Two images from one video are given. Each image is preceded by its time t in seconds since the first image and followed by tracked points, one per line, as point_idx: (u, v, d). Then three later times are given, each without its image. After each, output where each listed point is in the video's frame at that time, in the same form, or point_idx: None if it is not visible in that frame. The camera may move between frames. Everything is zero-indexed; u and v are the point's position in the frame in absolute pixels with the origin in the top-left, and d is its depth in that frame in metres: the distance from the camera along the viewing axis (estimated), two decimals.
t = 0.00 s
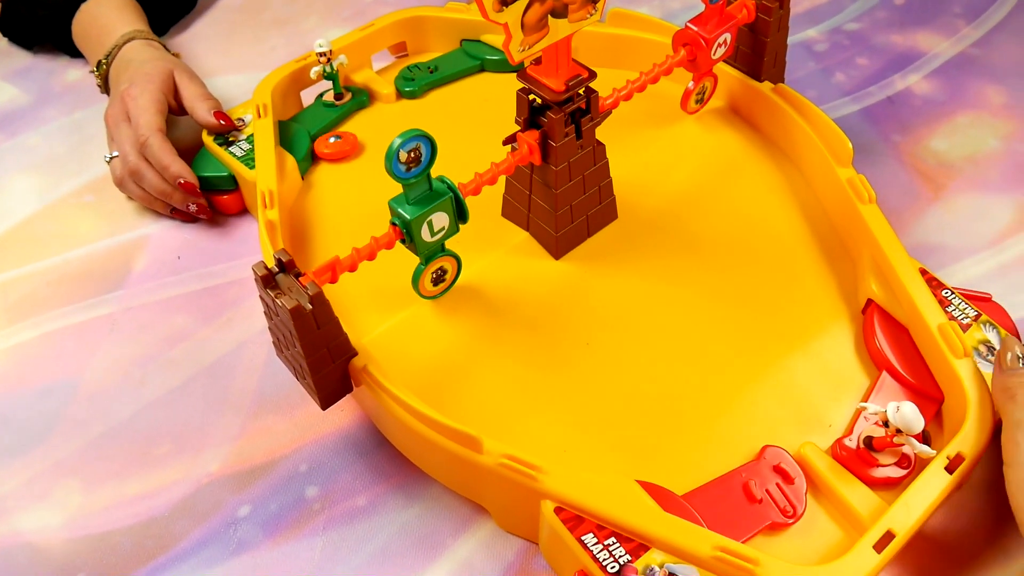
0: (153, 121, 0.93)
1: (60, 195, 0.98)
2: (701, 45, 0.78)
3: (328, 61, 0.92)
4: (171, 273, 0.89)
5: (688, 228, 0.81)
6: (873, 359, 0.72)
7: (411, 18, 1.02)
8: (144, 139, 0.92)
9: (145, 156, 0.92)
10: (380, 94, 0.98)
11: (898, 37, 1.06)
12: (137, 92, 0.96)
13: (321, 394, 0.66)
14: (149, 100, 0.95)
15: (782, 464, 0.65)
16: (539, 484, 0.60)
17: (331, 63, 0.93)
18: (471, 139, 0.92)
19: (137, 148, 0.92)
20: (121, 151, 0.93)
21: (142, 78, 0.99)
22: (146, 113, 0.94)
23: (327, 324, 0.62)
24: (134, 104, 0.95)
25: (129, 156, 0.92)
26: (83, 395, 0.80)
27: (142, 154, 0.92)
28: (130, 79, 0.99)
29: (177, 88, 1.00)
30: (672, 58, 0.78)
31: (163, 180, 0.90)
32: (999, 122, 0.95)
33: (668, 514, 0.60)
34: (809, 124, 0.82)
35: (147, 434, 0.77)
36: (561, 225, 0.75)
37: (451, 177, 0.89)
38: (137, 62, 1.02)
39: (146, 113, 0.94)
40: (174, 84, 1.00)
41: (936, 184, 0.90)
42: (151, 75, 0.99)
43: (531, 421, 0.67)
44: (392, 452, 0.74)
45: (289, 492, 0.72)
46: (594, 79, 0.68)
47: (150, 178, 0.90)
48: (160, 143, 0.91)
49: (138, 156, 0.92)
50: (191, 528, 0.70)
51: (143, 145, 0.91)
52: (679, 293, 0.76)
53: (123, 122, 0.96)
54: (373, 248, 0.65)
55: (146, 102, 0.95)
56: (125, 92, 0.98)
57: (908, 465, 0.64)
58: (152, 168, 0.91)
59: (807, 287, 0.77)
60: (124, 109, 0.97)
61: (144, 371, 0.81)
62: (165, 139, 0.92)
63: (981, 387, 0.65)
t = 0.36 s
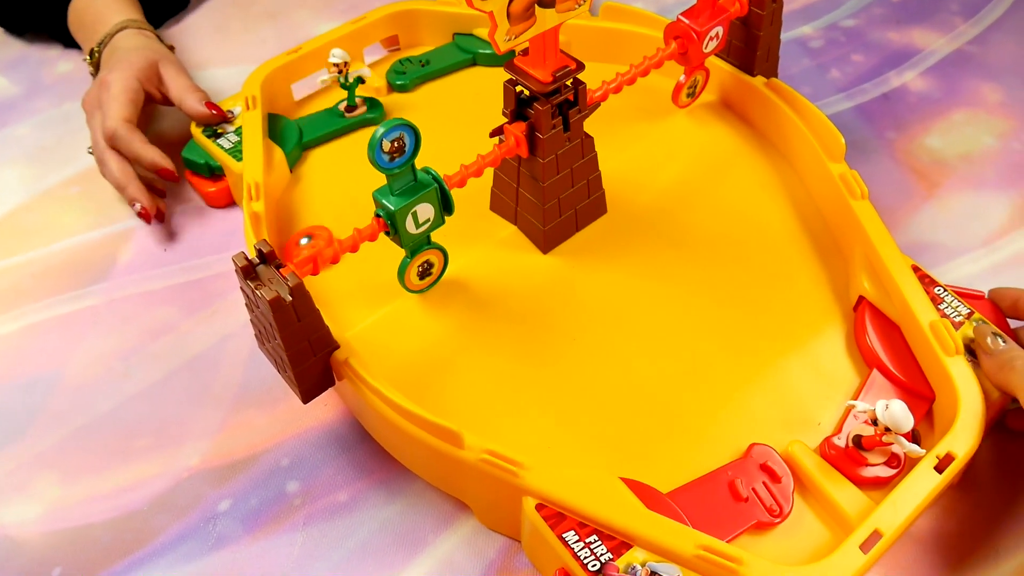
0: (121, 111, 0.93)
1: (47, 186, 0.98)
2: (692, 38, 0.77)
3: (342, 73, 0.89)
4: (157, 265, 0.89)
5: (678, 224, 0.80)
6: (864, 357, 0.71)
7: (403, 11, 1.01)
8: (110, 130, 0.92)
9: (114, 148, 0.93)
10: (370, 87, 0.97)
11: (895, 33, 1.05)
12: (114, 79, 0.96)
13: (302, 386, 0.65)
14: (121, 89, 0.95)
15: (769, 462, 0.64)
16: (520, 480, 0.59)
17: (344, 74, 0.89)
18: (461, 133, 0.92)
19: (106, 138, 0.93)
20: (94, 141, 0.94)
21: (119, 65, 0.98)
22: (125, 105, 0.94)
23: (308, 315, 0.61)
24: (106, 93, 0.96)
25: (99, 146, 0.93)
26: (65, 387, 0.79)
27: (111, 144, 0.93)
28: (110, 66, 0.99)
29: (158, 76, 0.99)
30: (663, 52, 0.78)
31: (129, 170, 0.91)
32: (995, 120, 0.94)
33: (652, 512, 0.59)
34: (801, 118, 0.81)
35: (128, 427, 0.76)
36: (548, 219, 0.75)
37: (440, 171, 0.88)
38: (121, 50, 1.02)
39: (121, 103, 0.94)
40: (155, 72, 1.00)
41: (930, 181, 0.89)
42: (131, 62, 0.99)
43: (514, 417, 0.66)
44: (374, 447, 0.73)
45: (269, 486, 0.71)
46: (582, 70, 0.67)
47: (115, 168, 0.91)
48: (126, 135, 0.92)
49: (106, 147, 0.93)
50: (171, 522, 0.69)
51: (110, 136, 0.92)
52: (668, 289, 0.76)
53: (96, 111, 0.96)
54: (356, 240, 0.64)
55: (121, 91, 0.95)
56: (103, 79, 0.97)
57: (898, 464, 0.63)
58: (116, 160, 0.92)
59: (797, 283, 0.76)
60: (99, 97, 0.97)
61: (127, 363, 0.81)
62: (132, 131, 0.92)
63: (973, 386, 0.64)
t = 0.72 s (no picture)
0: (112, 113, 0.92)
1: (35, 189, 0.97)
2: (683, 36, 0.75)
3: (307, 53, 0.90)
4: (143, 269, 0.88)
5: (669, 226, 0.79)
6: (857, 362, 0.69)
7: (393, 10, 1.00)
8: (101, 132, 0.91)
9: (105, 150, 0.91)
10: (360, 88, 0.96)
11: (894, 33, 1.03)
12: (102, 82, 0.96)
13: (282, 392, 0.64)
14: (111, 91, 0.94)
15: (760, 469, 0.63)
16: (503, 488, 0.58)
17: (309, 55, 0.90)
18: (451, 134, 0.90)
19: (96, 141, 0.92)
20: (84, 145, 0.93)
21: (107, 68, 0.97)
22: (113, 107, 0.93)
23: (286, 320, 0.60)
24: (96, 96, 0.95)
25: (90, 150, 0.91)
26: (49, 393, 0.78)
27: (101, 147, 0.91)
28: (97, 69, 0.98)
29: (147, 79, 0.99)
30: (653, 50, 0.76)
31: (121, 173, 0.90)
32: (995, 121, 0.93)
33: (638, 520, 0.57)
34: (794, 118, 0.80)
35: (111, 433, 0.75)
36: (536, 221, 0.73)
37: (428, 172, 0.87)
38: (108, 53, 1.01)
39: (109, 105, 0.93)
40: (143, 75, 0.99)
41: (928, 182, 0.87)
42: (119, 65, 0.98)
43: (499, 423, 0.65)
44: (359, 454, 0.72)
45: (252, 494, 0.70)
46: (567, 68, 0.65)
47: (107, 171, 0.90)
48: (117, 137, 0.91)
49: (97, 150, 0.91)
50: (152, 531, 0.68)
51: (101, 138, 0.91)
52: (658, 292, 0.74)
53: (85, 115, 0.95)
54: (336, 243, 0.63)
55: (109, 93, 0.94)
56: (91, 82, 0.97)
57: (890, 472, 0.62)
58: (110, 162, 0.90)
59: (791, 287, 0.75)
60: (88, 100, 0.96)
61: (111, 368, 0.80)
62: (120, 133, 0.91)
63: (968, 393, 0.63)
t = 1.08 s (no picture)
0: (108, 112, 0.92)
1: (27, 192, 0.97)
2: (675, 35, 0.75)
3: (314, 65, 0.88)
4: (136, 271, 0.88)
5: (663, 225, 0.79)
6: (852, 361, 0.69)
7: (385, 10, 0.99)
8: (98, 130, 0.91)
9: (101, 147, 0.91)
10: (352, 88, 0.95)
11: (888, 27, 1.03)
12: (95, 81, 0.95)
13: (276, 397, 0.64)
14: (105, 90, 0.94)
15: (754, 470, 0.63)
16: (496, 492, 0.58)
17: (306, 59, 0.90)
18: (444, 134, 0.90)
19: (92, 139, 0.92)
20: (77, 143, 0.93)
21: (101, 66, 0.97)
22: (109, 107, 0.93)
23: (277, 325, 0.59)
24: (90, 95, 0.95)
25: (85, 148, 0.91)
26: (43, 397, 0.78)
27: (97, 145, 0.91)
28: (90, 68, 0.98)
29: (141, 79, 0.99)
30: (645, 48, 0.76)
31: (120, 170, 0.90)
32: (990, 116, 0.92)
33: (633, 524, 0.57)
34: (788, 115, 0.80)
35: (106, 438, 0.75)
36: (528, 222, 0.73)
37: (421, 173, 0.86)
38: (104, 50, 1.00)
39: (104, 104, 0.93)
40: (137, 75, 0.99)
41: (922, 179, 0.87)
42: (114, 63, 0.98)
43: (493, 427, 0.65)
44: (354, 457, 0.72)
45: (247, 498, 0.70)
46: (559, 70, 0.65)
47: (105, 169, 0.90)
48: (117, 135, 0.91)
49: (92, 148, 0.91)
50: (147, 536, 0.68)
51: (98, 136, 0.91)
52: (651, 293, 0.74)
53: (78, 113, 0.95)
54: (328, 247, 0.62)
55: (104, 92, 0.94)
56: (84, 81, 0.96)
57: (885, 471, 0.62)
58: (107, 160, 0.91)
59: (785, 286, 0.75)
60: (81, 99, 0.96)
61: (105, 372, 0.79)
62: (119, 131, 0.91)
63: (962, 392, 0.63)
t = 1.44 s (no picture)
0: (98, 113, 0.92)
1: (26, 190, 0.97)
2: (674, 35, 0.75)
3: (297, 53, 0.90)
4: (135, 270, 0.88)
5: (662, 224, 0.79)
6: (849, 360, 0.70)
7: (384, 9, 0.99)
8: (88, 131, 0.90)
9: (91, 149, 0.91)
10: (352, 86, 0.95)
11: (885, 27, 1.03)
12: (85, 82, 0.95)
13: (277, 395, 0.64)
14: (97, 92, 0.94)
15: (752, 468, 0.63)
16: (496, 489, 0.58)
17: (300, 53, 0.90)
18: (443, 133, 0.90)
19: (82, 141, 0.91)
20: (68, 146, 0.92)
21: (95, 67, 0.97)
22: (99, 107, 0.93)
23: (278, 324, 0.60)
24: (82, 96, 0.94)
25: (75, 150, 0.91)
26: (43, 396, 0.78)
27: (87, 147, 0.91)
28: (83, 69, 0.98)
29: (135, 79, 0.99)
30: (644, 49, 0.76)
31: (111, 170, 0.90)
32: (987, 114, 0.93)
33: (632, 521, 0.58)
34: (785, 115, 0.80)
35: (106, 436, 0.75)
36: (528, 221, 0.73)
37: (421, 172, 0.87)
38: (98, 51, 1.00)
39: (92, 105, 0.93)
40: (130, 75, 0.99)
41: (920, 178, 0.87)
42: (107, 65, 0.98)
43: (492, 425, 0.65)
44: (354, 455, 0.72)
45: (247, 496, 0.70)
46: (558, 70, 0.65)
47: (96, 171, 0.89)
48: (107, 135, 0.90)
49: (82, 150, 0.90)
50: (148, 533, 0.68)
51: (88, 137, 0.90)
52: (650, 292, 0.74)
53: (71, 115, 0.95)
54: (328, 246, 0.62)
55: (93, 93, 0.94)
56: (76, 82, 0.97)
57: (882, 469, 0.63)
58: (97, 161, 0.90)
59: (784, 285, 0.75)
60: (74, 100, 0.96)
61: (104, 371, 0.80)
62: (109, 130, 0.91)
63: (959, 390, 0.63)
